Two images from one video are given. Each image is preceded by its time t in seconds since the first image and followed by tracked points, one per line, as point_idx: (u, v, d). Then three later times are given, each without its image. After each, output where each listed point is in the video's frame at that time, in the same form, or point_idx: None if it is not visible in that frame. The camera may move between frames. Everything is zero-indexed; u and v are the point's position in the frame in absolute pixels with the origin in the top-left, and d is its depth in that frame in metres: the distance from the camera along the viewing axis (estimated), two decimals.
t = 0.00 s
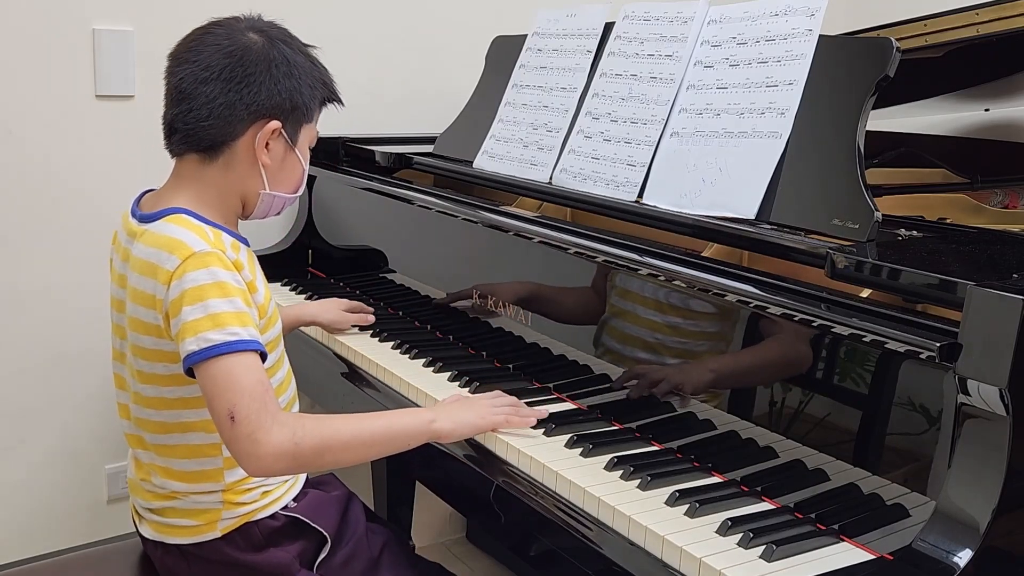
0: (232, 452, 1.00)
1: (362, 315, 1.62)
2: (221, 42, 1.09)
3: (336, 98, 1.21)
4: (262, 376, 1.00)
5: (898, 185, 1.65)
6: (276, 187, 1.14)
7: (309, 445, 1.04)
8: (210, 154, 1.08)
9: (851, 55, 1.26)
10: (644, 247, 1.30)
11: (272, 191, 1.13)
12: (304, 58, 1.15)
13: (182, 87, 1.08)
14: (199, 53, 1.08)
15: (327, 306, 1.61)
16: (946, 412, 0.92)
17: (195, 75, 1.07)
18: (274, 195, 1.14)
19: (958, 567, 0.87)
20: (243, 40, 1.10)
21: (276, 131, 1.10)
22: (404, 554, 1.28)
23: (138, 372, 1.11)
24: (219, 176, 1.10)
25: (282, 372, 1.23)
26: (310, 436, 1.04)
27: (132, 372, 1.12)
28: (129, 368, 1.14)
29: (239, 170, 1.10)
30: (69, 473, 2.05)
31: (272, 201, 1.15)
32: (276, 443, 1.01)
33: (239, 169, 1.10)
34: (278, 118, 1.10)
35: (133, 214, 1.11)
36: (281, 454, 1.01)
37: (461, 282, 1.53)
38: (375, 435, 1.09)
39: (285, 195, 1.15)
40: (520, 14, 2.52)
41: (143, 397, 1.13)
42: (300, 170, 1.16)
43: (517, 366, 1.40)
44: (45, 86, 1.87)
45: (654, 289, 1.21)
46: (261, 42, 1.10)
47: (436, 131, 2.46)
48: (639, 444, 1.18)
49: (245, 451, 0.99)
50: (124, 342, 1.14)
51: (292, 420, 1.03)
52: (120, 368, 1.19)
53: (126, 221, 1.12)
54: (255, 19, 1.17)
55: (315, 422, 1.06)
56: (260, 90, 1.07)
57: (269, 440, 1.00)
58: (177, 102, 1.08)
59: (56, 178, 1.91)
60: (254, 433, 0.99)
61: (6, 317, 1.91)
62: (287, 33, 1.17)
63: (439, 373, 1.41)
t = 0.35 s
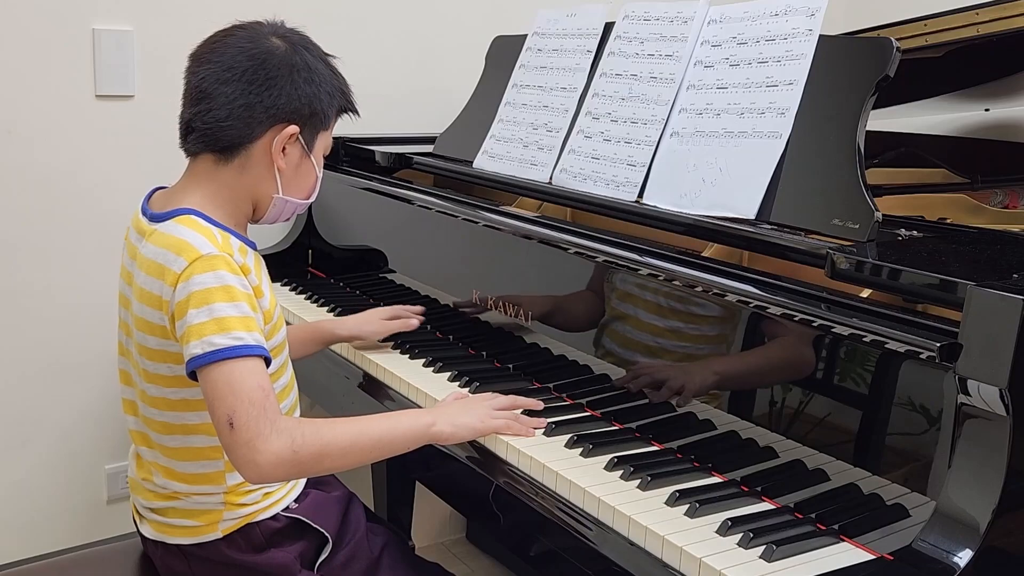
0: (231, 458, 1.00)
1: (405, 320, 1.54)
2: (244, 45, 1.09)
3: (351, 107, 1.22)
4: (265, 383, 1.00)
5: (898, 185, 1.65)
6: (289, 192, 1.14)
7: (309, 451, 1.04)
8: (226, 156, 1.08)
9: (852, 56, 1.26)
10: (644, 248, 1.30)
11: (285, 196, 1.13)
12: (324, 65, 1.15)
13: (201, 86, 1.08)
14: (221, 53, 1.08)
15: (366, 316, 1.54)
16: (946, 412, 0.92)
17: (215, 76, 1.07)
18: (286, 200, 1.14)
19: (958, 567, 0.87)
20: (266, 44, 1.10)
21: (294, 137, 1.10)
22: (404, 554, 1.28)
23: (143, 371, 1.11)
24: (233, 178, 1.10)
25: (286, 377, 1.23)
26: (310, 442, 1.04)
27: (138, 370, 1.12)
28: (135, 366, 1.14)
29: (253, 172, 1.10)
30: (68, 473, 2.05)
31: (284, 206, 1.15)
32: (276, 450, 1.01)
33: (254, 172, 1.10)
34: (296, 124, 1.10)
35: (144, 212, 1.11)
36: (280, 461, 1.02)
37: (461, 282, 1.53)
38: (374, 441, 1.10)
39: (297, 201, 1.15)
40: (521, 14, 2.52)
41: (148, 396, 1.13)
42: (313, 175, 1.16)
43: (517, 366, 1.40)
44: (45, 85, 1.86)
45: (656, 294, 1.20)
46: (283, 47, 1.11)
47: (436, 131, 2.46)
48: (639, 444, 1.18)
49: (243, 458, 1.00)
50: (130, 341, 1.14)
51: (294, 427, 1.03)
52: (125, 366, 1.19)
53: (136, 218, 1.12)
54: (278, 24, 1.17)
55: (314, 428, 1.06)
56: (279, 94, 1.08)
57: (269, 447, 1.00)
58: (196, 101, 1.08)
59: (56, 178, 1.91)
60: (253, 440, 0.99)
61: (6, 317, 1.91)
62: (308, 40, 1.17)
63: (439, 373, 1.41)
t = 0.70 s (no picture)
0: (232, 465, 1.00)
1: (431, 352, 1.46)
2: (271, 52, 1.10)
3: (366, 125, 1.22)
4: (264, 389, 1.00)
5: (898, 185, 1.65)
6: (299, 203, 1.13)
7: (309, 457, 1.04)
8: (240, 158, 1.07)
9: (852, 56, 1.26)
10: (644, 248, 1.30)
11: (295, 206, 1.12)
12: (345, 80, 1.16)
13: (224, 88, 1.08)
14: (247, 58, 1.09)
15: (397, 334, 1.48)
16: (946, 412, 0.92)
17: (240, 79, 1.08)
18: (295, 210, 1.13)
19: (958, 568, 0.87)
20: (293, 54, 1.11)
21: (310, 147, 1.10)
22: (404, 555, 1.28)
23: (145, 370, 1.11)
24: (244, 182, 1.09)
25: (287, 381, 1.23)
26: (311, 449, 1.04)
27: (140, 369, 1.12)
28: (138, 365, 1.13)
29: (264, 177, 1.09)
30: (68, 473, 2.05)
31: (292, 215, 1.14)
32: (276, 457, 1.01)
33: (266, 177, 1.09)
34: (314, 135, 1.10)
35: (151, 210, 1.11)
36: (280, 468, 1.01)
37: (461, 282, 1.53)
38: (375, 445, 1.10)
39: (306, 213, 1.14)
40: (521, 14, 2.52)
41: (150, 395, 1.12)
42: (324, 189, 1.16)
43: (517, 366, 1.39)
44: (45, 85, 1.86)
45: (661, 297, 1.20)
46: (309, 58, 1.12)
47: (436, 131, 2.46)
48: (639, 445, 1.18)
49: (244, 465, 1.00)
50: (132, 340, 1.14)
51: (294, 433, 1.03)
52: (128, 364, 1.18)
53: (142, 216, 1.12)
54: (303, 36, 1.19)
55: (315, 434, 1.06)
56: (302, 103, 1.08)
57: (269, 453, 1.00)
58: (216, 102, 1.08)
59: (56, 178, 1.91)
60: (254, 447, 0.99)
61: (6, 317, 1.91)
62: (332, 54, 1.18)
63: (439, 373, 1.40)
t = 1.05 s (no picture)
0: (227, 463, 1.01)
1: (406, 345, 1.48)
2: (241, 44, 1.09)
3: (342, 103, 1.22)
4: (260, 388, 1.00)
5: (898, 185, 1.65)
6: (288, 189, 1.14)
7: (305, 456, 1.04)
8: (227, 156, 1.07)
9: (852, 55, 1.26)
10: (644, 248, 1.30)
11: (286, 193, 1.14)
12: (317, 62, 1.15)
13: (200, 86, 1.07)
14: (219, 52, 1.07)
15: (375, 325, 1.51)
16: (946, 412, 0.92)
17: (215, 75, 1.07)
18: (287, 197, 1.14)
19: (958, 568, 0.87)
20: (262, 42, 1.10)
21: (294, 134, 1.10)
22: (404, 555, 1.28)
23: (142, 370, 1.11)
24: (233, 178, 1.09)
25: (284, 377, 1.23)
26: (307, 448, 1.04)
27: (137, 368, 1.12)
28: (135, 364, 1.14)
29: (253, 172, 1.10)
30: (68, 473, 2.05)
31: (284, 203, 1.15)
32: (271, 456, 1.01)
33: (255, 171, 1.10)
34: (296, 121, 1.11)
35: (144, 210, 1.11)
36: (276, 466, 1.02)
37: (461, 282, 1.53)
38: (372, 443, 1.09)
39: (296, 197, 1.16)
40: (521, 14, 2.52)
41: (148, 395, 1.12)
42: (310, 172, 1.17)
43: (517, 366, 1.39)
44: (45, 85, 1.86)
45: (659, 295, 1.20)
46: (280, 45, 1.11)
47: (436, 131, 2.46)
48: (639, 445, 1.18)
49: (239, 463, 1.00)
50: (129, 339, 1.14)
51: (290, 432, 1.03)
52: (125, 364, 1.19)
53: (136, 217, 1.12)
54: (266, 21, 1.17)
55: (311, 432, 1.06)
56: (281, 92, 1.08)
57: (264, 452, 1.00)
58: (194, 101, 1.07)
59: (56, 178, 1.91)
60: (249, 446, 0.99)
61: (7, 317, 1.91)
62: (299, 37, 1.17)
63: (439, 373, 1.40)
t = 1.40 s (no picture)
0: (231, 449, 1.01)
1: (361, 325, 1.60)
2: (211, 43, 1.08)
3: (325, 92, 1.22)
4: (260, 372, 1.00)
5: (898, 184, 1.65)
6: (273, 182, 1.14)
7: (308, 439, 1.04)
8: (208, 154, 1.08)
9: (851, 55, 1.26)
10: (644, 247, 1.30)
11: (270, 187, 1.14)
12: (292, 54, 1.15)
13: (174, 89, 1.07)
14: (189, 54, 1.07)
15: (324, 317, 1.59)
16: (946, 412, 0.92)
17: (187, 77, 1.07)
18: (272, 191, 1.15)
19: (958, 567, 0.87)
20: (232, 40, 1.09)
21: (272, 129, 1.10)
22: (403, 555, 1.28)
23: (138, 368, 1.11)
24: (217, 174, 1.10)
25: (281, 368, 1.23)
26: (309, 431, 1.04)
27: (133, 367, 1.13)
28: (130, 363, 1.14)
29: (236, 168, 1.10)
30: (68, 473, 2.05)
31: (270, 197, 1.15)
32: (274, 439, 1.01)
33: (237, 167, 1.10)
34: (273, 116, 1.10)
35: (133, 210, 1.11)
36: (279, 450, 1.02)
37: (461, 282, 1.53)
38: (372, 427, 1.10)
39: (282, 190, 1.16)
40: (520, 14, 2.52)
41: (144, 393, 1.13)
42: (294, 163, 1.17)
43: (517, 366, 1.40)
44: (45, 86, 1.87)
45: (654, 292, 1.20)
46: (250, 41, 1.10)
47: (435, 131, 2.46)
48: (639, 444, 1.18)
49: (243, 448, 1.00)
50: (124, 338, 1.14)
51: (290, 416, 1.03)
52: (120, 365, 1.19)
53: (127, 217, 1.12)
54: (239, 17, 1.16)
55: (311, 416, 1.06)
56: (254, 88, 1.08)
57: (267, 435, 1.00)
58: (170, 105, 1.07)
59: (55, 178, 1.91)
60: (252, 430, 0.99)
61: (7, 317, 1.91)
62: (273, 30, 1.16)
63: (439, 373, 1.41)
